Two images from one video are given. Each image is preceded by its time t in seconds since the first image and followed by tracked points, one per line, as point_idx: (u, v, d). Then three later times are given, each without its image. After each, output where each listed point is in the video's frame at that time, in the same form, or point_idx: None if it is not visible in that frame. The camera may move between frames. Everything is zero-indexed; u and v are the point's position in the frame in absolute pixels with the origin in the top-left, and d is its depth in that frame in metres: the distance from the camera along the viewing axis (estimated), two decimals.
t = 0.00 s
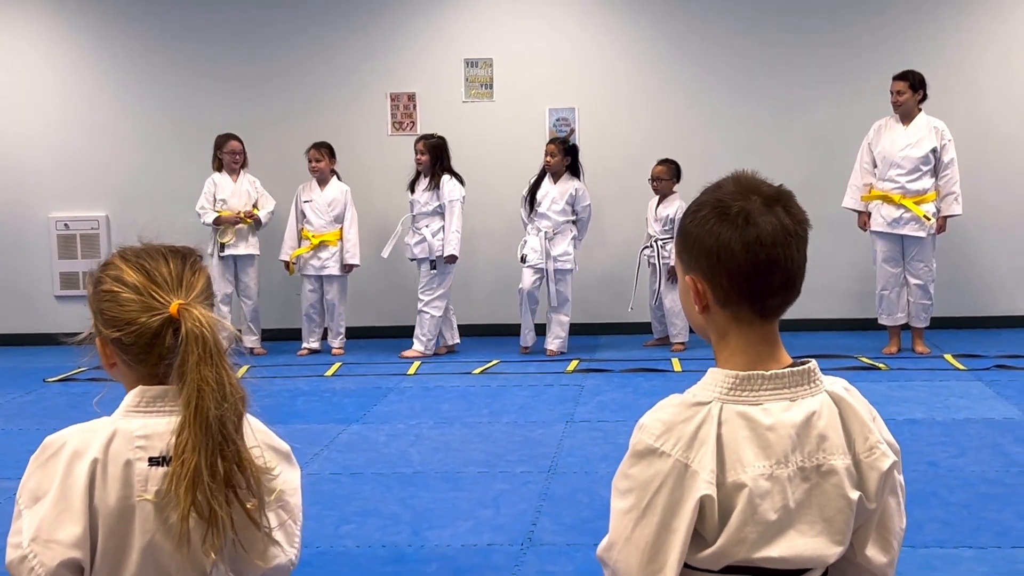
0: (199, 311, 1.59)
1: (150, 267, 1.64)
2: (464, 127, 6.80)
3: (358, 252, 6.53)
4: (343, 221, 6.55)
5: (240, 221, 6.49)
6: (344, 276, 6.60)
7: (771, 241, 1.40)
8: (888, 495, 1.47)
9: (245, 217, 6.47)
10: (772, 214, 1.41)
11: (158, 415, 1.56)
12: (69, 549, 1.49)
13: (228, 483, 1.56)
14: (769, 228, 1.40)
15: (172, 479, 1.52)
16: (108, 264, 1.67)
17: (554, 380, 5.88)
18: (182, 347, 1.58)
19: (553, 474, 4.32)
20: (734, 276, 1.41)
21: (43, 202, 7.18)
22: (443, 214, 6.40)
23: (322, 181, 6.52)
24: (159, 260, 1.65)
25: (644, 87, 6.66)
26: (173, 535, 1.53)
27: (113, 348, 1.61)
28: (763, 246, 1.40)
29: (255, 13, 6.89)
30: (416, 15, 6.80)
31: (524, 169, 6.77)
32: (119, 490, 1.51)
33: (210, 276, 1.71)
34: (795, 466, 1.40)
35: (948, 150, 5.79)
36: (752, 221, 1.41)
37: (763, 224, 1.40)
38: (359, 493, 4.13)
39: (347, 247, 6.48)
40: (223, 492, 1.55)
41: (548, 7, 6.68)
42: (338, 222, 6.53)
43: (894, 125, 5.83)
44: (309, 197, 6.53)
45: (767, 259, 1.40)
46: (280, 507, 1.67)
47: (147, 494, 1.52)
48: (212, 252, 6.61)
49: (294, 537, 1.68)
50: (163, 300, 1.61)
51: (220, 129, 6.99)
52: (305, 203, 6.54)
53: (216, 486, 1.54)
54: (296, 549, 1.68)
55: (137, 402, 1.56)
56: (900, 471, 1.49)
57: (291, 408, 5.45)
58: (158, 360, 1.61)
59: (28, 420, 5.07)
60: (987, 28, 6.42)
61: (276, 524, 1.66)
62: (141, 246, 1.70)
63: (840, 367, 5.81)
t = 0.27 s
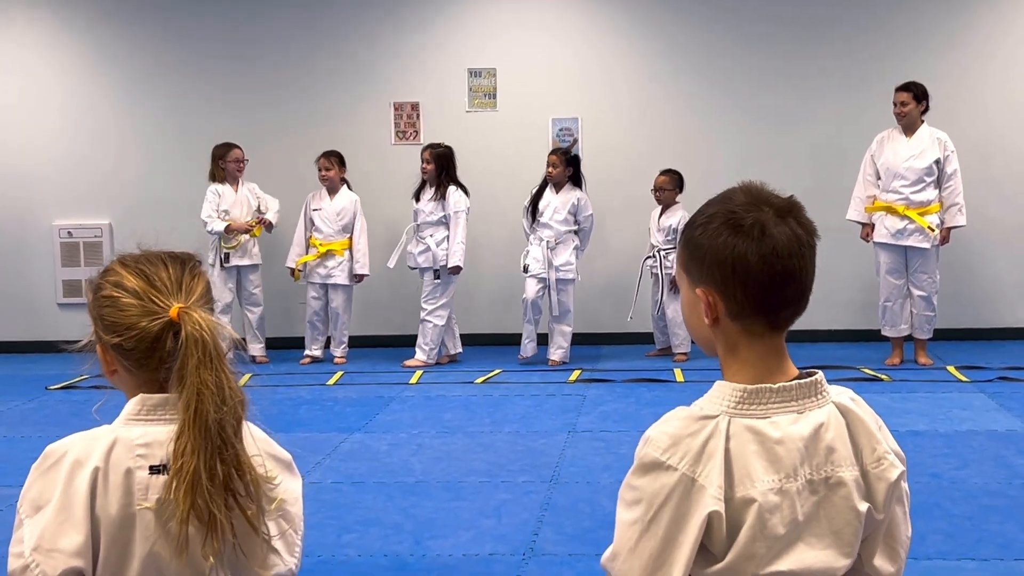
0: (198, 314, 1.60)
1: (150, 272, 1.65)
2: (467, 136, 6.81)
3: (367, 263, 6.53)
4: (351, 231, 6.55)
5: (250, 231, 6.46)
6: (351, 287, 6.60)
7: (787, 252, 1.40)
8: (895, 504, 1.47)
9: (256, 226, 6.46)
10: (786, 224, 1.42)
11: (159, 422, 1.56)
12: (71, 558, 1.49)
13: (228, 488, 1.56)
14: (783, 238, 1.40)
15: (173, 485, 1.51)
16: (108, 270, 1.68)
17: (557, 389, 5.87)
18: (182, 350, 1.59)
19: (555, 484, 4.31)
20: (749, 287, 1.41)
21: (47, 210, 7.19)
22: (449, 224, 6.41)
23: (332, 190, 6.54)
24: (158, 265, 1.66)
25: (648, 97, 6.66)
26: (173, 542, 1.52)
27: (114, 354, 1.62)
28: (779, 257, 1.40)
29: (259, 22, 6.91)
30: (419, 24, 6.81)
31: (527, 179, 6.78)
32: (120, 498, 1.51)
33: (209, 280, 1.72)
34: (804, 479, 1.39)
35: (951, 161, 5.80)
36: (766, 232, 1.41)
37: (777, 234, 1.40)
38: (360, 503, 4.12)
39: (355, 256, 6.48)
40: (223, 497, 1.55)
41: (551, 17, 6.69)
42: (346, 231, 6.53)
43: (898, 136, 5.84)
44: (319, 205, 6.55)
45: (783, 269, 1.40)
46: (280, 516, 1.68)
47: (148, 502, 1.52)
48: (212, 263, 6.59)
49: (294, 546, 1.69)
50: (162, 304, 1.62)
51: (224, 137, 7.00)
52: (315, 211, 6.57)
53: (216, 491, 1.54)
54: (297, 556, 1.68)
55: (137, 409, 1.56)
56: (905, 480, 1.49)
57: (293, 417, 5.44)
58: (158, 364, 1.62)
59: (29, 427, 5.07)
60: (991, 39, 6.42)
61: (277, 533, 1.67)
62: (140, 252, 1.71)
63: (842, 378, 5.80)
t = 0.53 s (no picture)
0: (203, 324, 1.63)
1: (154, 282, 1.67)
2: (471, 150, 6.82)
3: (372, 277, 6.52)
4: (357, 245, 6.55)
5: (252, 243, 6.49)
6: (354, 300, 6.60)
7: (790, 270, 1.40)
8: (901, 520, 1.46)
9: (257, 237, 6.48)
10: (790, 241, 1.41)
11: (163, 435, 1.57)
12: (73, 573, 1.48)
13: (230, 500, 1.57)
14: (785, 257, 1.40)
15: (176, 497, 1.52)
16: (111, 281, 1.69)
17: (559, 404, 5.86)
18: (187, 359, 1.61)
19: (558, 498, 4.30)
20: (752, 304, 1.41)
21: (51, 222, 7.20)
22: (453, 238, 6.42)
23: (338, 203, 6.55)
24: (162, 275, 1.68)
25: (651, 112, 6.68)
26: (176, 555, 1.53)
27: (117, 366, 1.63)
28: (781, 274, 1.40)
29: (265, 36, 6.94)
30: (424, 39, 6.83)
31: (530, 194, 6.79)
32: (123, 511, 1.52)
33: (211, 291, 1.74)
34: (808, 494, 1.39)
35: (955, 177, 5.81)
36: (769, 249, 1.41)
37: (780, 251, 1.40)
38: (362, 516, 4.11)
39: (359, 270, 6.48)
40: (226, 508, 1.56)
41: (556, 32, 6.71)
42: (351, 245, 6.54)
43: (901, 152, 5.86)
44: (325, 217, 6.56)
45: (786, 286, 1.40)
46: (283, 531, 1.66)
47: (152, 515, 1.52)
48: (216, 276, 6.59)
49: (297, 560, 1.67)
50: (168, 313, 1.63)
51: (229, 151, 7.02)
52: (321, 223, 6.58)
53: (219, 502, 1.55)
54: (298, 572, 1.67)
55: (141, 422, 1.57)
56: (912, 495, 1.48)
57: (295, 430, 5.43)
58: (162, 376, 1.63)
59: (32, 439, 5.06)
60: (994, 57, 6.45)
61: (278, 548, 1.65)
62: (143, 264, 1.72)
63: (846, 394, 5.79)
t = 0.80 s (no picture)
0: (207, 342, 1.63)
1: (158, 302, 1.67)
2: (476, 169, 6.84)
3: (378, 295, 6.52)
4: (362, 264, 6.56)
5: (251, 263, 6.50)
6: (358, 318, 6.62)
7: (797, 295, 1.40)
8: (906, 543, 1.45)
9: (256, 259, 6.50)
10: (798, 267, 1.41)
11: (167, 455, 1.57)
12: None
13: (234, 520, 1.56)
14: (794, 283, 1.40)
15: (178, 518, 1.52)
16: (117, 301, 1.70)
17: (563, 423, 5.85)
18: (190, 378, 1.61)
19: (561, 519, 4.28)
20: (758, 328, 1.41)
21: (56, 240, 7.21)
22: (458, 256, 6.43)
23: (344, 222, 6.56)
24: (166, 295, 1.69)
25: (656, 132, 6.70)
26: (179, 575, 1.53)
27: (123, 385, 1.64)
28: (788, 299, 1.40)
29: (271, 55, 6.97)
30: (430, 59, 6.86)
31: (535, 213, 6.80)
32: (127, 531, 1.52)
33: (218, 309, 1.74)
34: (809, 513, 1.39)
35: (961, 199, 5.81)
36: (777, 275, 1.40)
37: (789, 278, 1.40)
38: (365, 535, 4.10)
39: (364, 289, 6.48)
40: (229, 528, 1.55)
41: (561, 53, 6.74)
42: (356, 263, 6.55)
43: (906, 174, 5.88)
44: (331, 235, 6.58)
45: (792, 311, 1.40)
46: (288, 552, 1.65)
47: (156, 535, 1.52)
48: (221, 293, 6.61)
49: None
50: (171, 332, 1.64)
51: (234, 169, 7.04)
52: (326, 241, 6.59)
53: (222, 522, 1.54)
54: None
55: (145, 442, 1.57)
56: (918, 520, 1.47)
57: (298, 448, 5.42)
58: (167, 395, 1.63)
59: (35, 456, 5.05)
60: (998, 80, 6.47)
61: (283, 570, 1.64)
62: (150, 284, 1.73)
63: (850, 416, 5.78)
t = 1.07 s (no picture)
0: (221, 390, 1.60)
1: (175, 346, 1.64)
2: (484, 207, 6.87)
3: (384, 331, 6.48)
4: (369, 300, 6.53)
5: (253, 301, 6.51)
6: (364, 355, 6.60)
7: (834, 337, 1.39)
8: None
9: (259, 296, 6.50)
10: (832, 311, 1.39)
11: (180, 503, 1.58)
12: None
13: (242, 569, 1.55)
14: (829, 327, 1.38)
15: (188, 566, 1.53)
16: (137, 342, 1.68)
17: (571, 462, 5.82)
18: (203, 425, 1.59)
19: (570, 559, 4.25)
20: (796, 372, 1.39)
21: (64, 276, 7.23)
22: (465, 292, 6.42)
23: (350, 257, 6.53)
24: (183, 339, 1.66)
25: (663, 171, 6.73)
26: None
27: (140, 428, 1.62)
28: (827, 340, 1.38)
29: (280, 93, 7.03)
30: (439, 97, 6.91)
31: (543, 250, 6.82)
32: None
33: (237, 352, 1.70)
34: (833, 562, 1.38)
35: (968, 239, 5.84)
36: (813, 318, 1.38)
37: (824, 319, 1.38)
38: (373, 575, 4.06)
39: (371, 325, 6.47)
40: None
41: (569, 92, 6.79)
42: (363, 299, 6.51)
43: (914, 212, 5.90)
44: (337, 270, 6.55)
45: (830, 353, 1.39)
46: None
47: None
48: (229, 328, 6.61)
49: None
50: (186, 378, 1.61)
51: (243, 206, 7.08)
52: (332, 276, 6.57)
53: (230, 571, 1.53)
54: None
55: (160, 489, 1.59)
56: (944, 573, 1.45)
57: (304, 486, 5.40)
58: (181, 440, 1.61)
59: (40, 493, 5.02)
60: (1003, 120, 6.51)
61: None
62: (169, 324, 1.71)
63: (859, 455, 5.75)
